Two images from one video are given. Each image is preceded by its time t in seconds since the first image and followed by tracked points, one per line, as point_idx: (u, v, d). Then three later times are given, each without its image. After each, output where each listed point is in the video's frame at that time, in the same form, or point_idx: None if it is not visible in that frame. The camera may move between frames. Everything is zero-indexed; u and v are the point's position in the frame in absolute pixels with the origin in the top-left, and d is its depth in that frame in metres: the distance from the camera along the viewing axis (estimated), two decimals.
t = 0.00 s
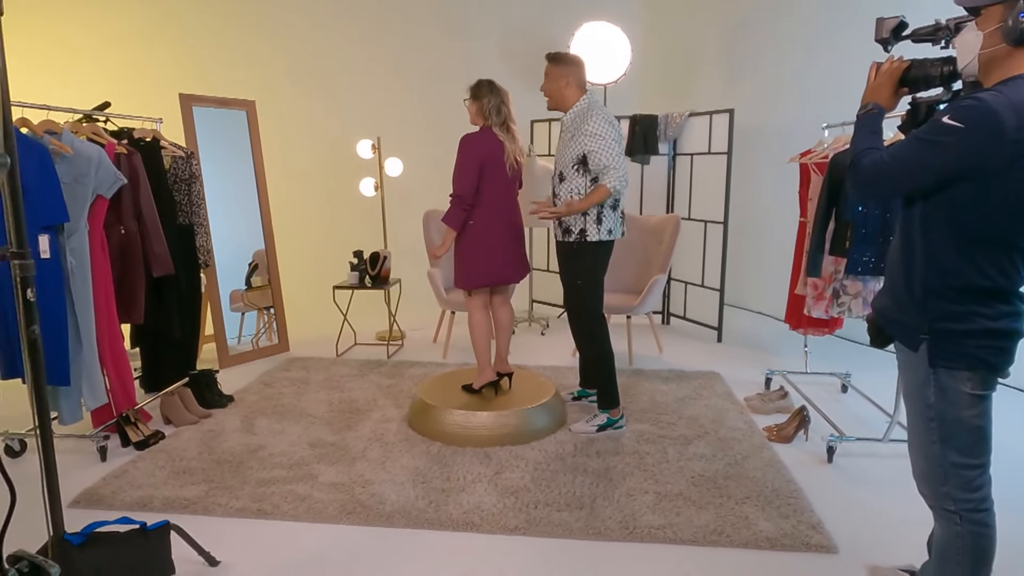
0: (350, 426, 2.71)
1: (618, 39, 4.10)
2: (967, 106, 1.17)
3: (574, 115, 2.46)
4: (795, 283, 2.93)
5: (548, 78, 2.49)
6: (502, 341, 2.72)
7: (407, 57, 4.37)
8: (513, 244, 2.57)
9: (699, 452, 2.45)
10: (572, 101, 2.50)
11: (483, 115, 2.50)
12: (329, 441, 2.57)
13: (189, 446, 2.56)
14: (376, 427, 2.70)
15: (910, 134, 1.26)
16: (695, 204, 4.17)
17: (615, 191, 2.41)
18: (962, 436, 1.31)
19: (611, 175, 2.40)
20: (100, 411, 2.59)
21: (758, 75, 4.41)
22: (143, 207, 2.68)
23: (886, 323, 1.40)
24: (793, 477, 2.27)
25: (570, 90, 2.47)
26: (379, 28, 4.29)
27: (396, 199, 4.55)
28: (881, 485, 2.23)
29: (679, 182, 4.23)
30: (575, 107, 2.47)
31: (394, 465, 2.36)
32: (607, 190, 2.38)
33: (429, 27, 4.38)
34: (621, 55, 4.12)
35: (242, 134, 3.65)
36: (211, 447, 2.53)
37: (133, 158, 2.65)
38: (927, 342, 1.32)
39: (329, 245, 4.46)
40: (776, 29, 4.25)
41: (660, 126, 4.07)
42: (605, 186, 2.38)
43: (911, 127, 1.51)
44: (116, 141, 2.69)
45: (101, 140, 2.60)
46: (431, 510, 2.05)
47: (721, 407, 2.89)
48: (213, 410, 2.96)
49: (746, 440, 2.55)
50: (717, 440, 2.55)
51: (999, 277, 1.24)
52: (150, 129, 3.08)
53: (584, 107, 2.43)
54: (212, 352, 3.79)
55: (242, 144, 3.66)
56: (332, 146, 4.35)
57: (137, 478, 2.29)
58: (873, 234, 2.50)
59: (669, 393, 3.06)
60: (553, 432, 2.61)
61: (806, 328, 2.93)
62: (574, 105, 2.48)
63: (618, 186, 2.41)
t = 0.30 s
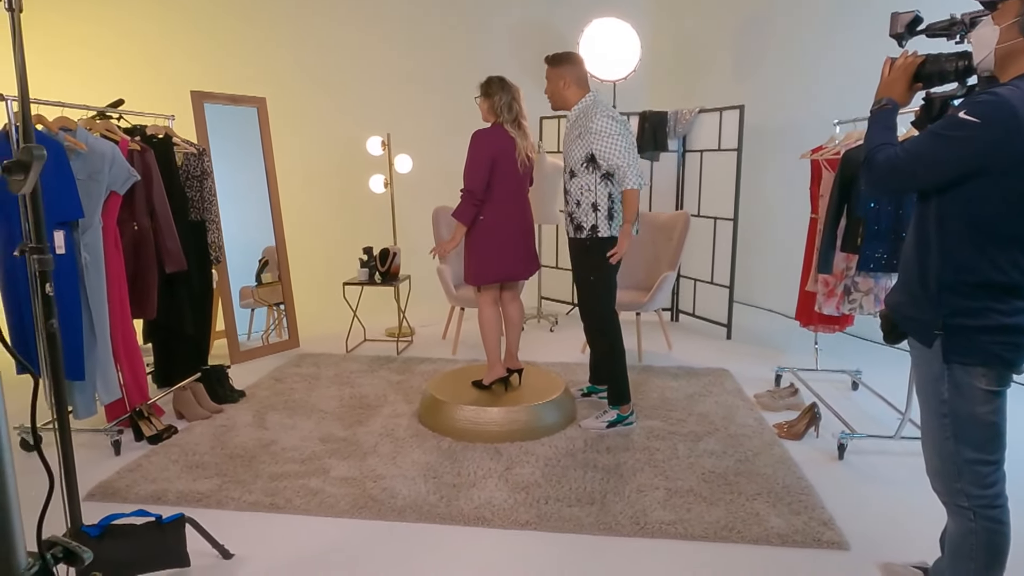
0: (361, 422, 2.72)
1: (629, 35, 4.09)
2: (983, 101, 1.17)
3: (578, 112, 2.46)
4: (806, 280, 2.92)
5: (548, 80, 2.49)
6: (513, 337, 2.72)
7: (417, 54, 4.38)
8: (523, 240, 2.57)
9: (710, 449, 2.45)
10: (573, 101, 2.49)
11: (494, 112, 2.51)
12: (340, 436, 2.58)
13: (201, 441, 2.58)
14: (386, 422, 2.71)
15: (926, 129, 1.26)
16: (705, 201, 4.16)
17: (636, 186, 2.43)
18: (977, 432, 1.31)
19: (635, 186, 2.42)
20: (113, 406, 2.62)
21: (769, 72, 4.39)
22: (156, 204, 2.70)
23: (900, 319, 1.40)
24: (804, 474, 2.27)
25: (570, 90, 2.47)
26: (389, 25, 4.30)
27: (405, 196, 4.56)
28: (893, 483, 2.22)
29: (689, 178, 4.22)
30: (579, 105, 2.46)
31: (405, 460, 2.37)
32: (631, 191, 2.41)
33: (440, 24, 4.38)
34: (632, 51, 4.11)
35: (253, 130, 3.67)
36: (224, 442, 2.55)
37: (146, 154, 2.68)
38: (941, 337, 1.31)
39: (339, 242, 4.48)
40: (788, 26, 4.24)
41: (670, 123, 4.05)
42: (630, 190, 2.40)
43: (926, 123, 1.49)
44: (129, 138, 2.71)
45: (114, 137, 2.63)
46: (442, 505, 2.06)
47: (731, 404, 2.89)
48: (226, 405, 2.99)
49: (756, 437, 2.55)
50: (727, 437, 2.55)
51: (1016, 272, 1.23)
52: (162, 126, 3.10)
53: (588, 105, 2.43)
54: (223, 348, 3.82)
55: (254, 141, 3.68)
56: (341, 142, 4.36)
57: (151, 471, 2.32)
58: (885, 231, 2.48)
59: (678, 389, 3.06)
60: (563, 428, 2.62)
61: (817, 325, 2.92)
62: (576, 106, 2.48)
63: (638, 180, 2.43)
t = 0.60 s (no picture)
0: (372, 418, 2.74)
1: (638, 33, 4.08)
2: (999, 97, 1.17)
3: (591, 109, 2.45)
4: (816, 277, 2.91)
5: (565, 76, 2.50)
6: (523, 334, 2.73)
7: (426, 52, 4.39)
8: (534, 238, 2.57)
9: (721, 446, 2.45)
10: (589, 97, 2.49)
11: (506, 112, 2.52)
12: (351, 432, 2.60)
13: (214, 436, 2.60)
14: (397, 418, 2.73)
15: (941, 125, 1.25)
16: (715, 198, 4.16)
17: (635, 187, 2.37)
18: (991, 430, 1.30)
19: (636, 186, 2.36)
20: (128, 402, 2.64)
21: (780, 68, 4.37)
22: (169, 201, 2.73)
23: (914, 315, 1.40)
24: (815, 471, 2.26)
25: (586, 86, 2.47)
26: (399, 24, 4.31)
27: (415, 193, 4.58)
28: (905, 481, 2.21)
29: (699, 176, 4.22)
30: (593, 102, 2.46)
31: (417, 456, 2.38)
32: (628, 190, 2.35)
33: (449, 21, 4.39)
34: (642, 49, 4.10)
35: (263, 128, 3.69)
36: (237, 437, 2.58)
37: (159, 152, 2.70)
38: (956, 334, 1.31)
39: (349, 239, 4.50)
40: (799, 23, 4.23)
41: (679, 120, 4.04)
42: (626, 189, 2.34)
43: (940, 120, 1.48)
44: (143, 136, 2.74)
45: (128, 134, 2.65)
46: (453, 501, 2.07)
47: (741, 402, 2.88)
48: (238, 401, 3.01)
49: (767, 434, 2.55)
50: (738, 435, 2.55)
51: None
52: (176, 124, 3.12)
53: (601, 101, 2.42)
54: (235, 344, 3.85)
55: (265, 139, 3.70)
56: (351, 140, 4.38)
57: (165, 466, 2.34)
58: (898, 228, 2.46)
59: (688, 387, 3.06)
60: (573, 425, 2.62)
61: (827, 323, 2.91)
62: (592, 100, 2.48)
63: (637, 180, 2.37)
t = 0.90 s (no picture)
0: (384, 415, 2.76)
1: (650, 32, 4.08)
2: (1016, 95, 1.16)
3: (605, 107, 2.46)
4: (829, 277, 2.90)
5: (578, 75, 2.50)
6: (534, 332, 2.73)
7: (438, 52, 4.40)
8: (546, 236, 2.58)
9: (732, 445, 2.45)
10: (602, 96, 2.50)
11: (518, 111, 2.52)
12: (364, 429, 2.62)
13: (228, 432, 2.63)
14: (409, 416, 2.74)
15: (958, 123, 1.25)
16: (726, 197, 4.15)
17: (649, 186, 2.39)
18: (1007, 428, 1.30)
19: (650, 185, 2.38)
20: (143, 398, 2.67)
21: (793, 67, 4.36)
22: (184, 200, 2.75)
23: (930, 314, 1.39)
24: (826, 471, 2.26)
25: (599, 84, 2.47)
26: (411, 23, 4.33)
27: (426, 192, 4.60)
28: (918, 480, 2.20)
29: (710, 175, 4.21)
30: (606, 101, 2.47)
31: (429, 453, 2.40)
32: (643, 190, 2.36)
33: (462, 22, 4.40)
34: (653, 48, 4.09)
35: (277, 127, 3.72)
36: (251, 434, 2.60)
37: (174, 151, 2.73)
38: (972, 333, 1.30)
39: (360, 238, 4.52)
40: (812, 22, 4.21)
41: (690, 119, 4.03)
42: (641, 189, 2.35)
43: (956, 117, 1.48)
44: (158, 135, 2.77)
45: (144, 134, 2.68)
46: (465, 498, 2.08)
47: (752, 401, 2.88)
48: (251, 397, 3.04)
49: (779, 433, 2.54)
50: (750, 434, 2.54)
51: None
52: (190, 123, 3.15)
53: (614, 100, 2.43)
54: (247, 342, 3.88)
55: (278, 137, 3.73)
56: (363, 140, 4.40)
57: (181, 462, 2.37)
58: (912, 227, 2.44)
59: (699, 386, 3.06)
60: (584, 423, 2.63)
61: (839, 323, 2.90)
62: (605, 99, 2.48)
63: (651, 179, 2.39)
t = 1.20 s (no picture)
0: (397, 413, 2.78)
1: (662, 32, 4.07)
2: None
3: (619, 107, 2.46)
4: (842, 277, 2.89)
5: (592, 75, 2.51)
6: (547, 331, 2.74)
7: (451, 52, 4.42)
8: (558, 235, 2.59)
9: (744, 445, 2.44)
10: (616, 95, 2.50)
11: (531, 111, 2.53)
12: (377, 427, 2.64)
13: (243, 429, 2.66)
14: (422, 414, 2.76)
15: (976, 122, 1.25)
16: (738, 197, 4.14)
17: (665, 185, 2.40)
18: None
19: (666, 184, 2.39)
20: (160, 395, 2.71)
21: (807, 67, 4.34)
22: (200, 200, 2.79)
23: (947, 314, 1.38)
24: (839, 471, 2.25)
25: (614, 84, 2.48)
26: (424, 24, 4.35)
27: (439, 192, 4.62)
28: (932, 481, 2.19)
29: (723, 175, 4.20)
30: (620, 101, 2.47)
31: (441, 451, 2.41)
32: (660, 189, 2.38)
33: (475, 22, 4.42)
34: (666, 47, 4.09)
35: (291, 127, 3.75)
36: (265, 431, 2.63)
37: (191, 151, 2.76)
38: (989, 333, 1.30)
39: (372, 237, 4.55)
40: (826, 21, 4.20)
41: (702, 118, 3.99)
42: (659, 188, 2.36)
43: (974, 117, 1.47)
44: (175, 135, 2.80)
45: (161, 134, 2.72)
46: (478, 495, 2.10)
47: (765, 401, 2.88)
48: (266, 395, 3.07)
49: (792, 434, 2.54)
50: (762, 434, 2.54)
51: None
52: (205, 123, 3.18)
53: (629, 100, 2.43)
54: (261, 340, 3.91)
55: (293, 137, 3.76)
56: (375, 140, 4.43)
57: (197, 458, 2.40)
58: (927, 227, 2.42)
59: (711, 386, 3.06)
60: (596, 422, 2.63)
61: (852, 323, 2.88)
62: (619, 99, 2.49)
63: (667, 179, 2.40)
